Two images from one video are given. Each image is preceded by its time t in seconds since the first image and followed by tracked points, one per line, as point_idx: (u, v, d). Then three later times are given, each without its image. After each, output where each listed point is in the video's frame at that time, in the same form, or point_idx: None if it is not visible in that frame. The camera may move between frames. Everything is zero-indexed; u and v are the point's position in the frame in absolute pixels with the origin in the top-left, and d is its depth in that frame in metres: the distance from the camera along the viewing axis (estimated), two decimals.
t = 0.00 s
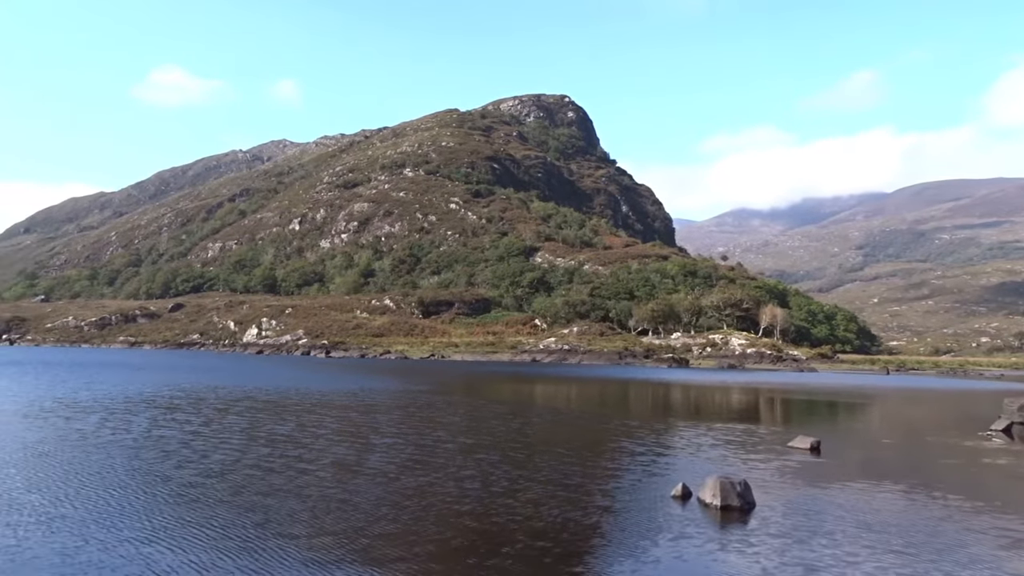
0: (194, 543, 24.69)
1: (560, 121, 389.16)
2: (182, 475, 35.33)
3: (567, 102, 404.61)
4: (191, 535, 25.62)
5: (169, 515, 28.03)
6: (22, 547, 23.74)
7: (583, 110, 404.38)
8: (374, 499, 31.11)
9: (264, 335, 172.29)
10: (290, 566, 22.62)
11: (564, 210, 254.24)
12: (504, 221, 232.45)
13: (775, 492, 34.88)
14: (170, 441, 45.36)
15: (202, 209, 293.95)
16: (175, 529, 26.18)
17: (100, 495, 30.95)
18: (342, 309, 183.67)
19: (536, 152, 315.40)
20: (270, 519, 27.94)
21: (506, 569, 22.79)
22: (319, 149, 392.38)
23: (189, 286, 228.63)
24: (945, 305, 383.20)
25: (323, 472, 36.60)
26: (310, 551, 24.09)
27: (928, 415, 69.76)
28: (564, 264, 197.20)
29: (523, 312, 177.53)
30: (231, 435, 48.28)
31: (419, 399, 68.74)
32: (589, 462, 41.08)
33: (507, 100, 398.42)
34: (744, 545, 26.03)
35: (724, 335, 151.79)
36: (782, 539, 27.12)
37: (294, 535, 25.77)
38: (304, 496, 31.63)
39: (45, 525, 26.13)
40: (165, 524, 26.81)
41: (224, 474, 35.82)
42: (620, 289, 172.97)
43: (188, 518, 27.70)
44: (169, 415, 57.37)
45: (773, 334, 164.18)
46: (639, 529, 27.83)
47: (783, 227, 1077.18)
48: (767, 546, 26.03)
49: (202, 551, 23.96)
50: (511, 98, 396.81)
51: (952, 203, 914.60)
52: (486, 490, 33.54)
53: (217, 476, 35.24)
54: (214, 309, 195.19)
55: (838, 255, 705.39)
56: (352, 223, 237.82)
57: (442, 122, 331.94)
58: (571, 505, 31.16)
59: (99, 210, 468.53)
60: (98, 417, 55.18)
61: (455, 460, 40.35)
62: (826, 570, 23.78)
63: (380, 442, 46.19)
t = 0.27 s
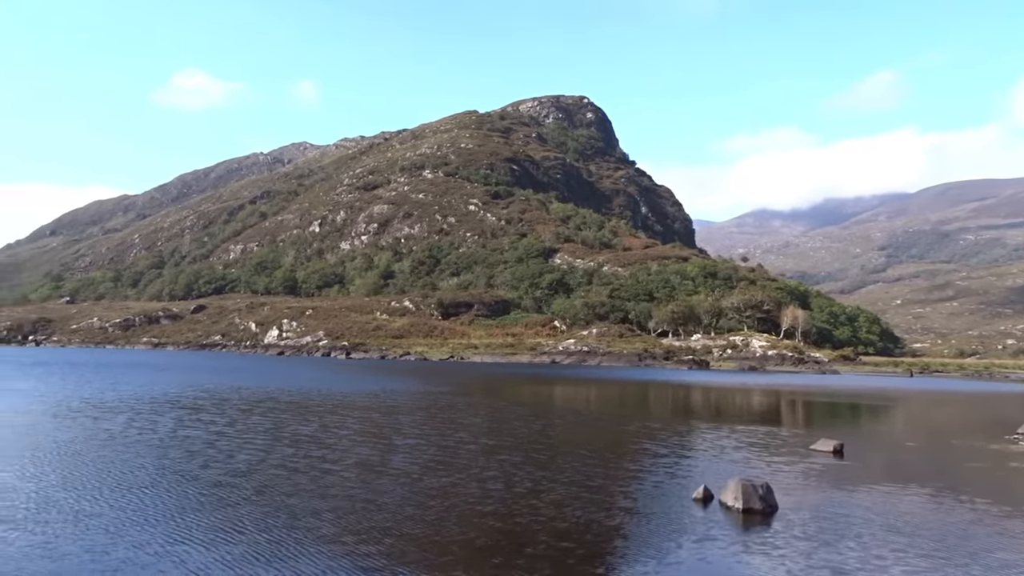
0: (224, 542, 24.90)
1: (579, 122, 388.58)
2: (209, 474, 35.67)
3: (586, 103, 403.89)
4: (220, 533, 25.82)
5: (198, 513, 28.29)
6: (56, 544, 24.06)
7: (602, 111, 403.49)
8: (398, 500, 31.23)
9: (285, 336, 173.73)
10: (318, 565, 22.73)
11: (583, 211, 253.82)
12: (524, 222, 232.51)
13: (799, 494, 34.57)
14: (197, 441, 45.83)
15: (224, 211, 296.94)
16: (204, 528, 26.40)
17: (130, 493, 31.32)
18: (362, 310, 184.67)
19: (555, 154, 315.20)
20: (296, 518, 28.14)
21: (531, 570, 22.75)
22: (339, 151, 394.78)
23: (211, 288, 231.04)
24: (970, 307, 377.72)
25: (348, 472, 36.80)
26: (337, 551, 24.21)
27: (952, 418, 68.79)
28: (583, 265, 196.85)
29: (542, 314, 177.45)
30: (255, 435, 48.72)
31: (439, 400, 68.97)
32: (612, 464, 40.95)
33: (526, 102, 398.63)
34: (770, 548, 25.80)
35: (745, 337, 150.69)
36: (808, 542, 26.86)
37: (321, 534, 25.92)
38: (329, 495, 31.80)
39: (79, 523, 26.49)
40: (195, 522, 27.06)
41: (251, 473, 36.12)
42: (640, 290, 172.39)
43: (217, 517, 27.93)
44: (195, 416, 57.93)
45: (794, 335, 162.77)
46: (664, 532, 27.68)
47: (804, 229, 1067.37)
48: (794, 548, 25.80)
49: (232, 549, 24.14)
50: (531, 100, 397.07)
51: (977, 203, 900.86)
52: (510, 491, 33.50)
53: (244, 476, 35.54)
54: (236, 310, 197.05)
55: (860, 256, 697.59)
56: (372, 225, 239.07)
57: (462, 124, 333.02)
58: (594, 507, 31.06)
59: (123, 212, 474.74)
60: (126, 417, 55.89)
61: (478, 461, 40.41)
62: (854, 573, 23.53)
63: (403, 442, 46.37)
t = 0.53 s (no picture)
0: (273, 540, 25.36)
1: (616, 123, 386.84)
2: (257, 474, 36.34)
3: (623, 104, 402.01)
4: (269, 532, 26.31)
5: (248, 512, 28.89)
6: (113, 540, 24.78)
7: (640, 112, 401.17)
8: (440, 501, 31.44)
9: (325, 338, 176.21)
10: (366, 564, 23.02)
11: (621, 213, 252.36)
12: (561, 224, 232.11)
13: (847, 498, 33.90)
14: (244, 441, 46.72)
15: (265, 215, 302.24)
16: (254, 526, 26.92)
17: (181, 491, 32.07)
18: (401, 312, 186.26)
19: (592, 155, 314.25)
20: (343, 517, 28.52)
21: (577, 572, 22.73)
22: (377, 155, 399.02)
23: (253, 291, 235.21)
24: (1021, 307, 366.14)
25: (393, 473, 37.17)
26: (383, 550, 24.50)
27: (1004, 421, 66.74)
28: (621, 267, 195.69)
29: (580, 316, 176.89)
30: (300, 436, 49.51)
31: (478, 402, 69.25)
32: (654, 466, 40.70)
33: (563, 103, 398.27)
34: (819, 552, 25.36)
35: (786, 338, 148.28)
36: (858, 547, 26.35)
37: (367, 534, 26.25)
38: (374, 496, 32.18)
39: (134, 520, 27.26)
40: (245, 521, 27.63)
41: (297, 474, 36.71)
42: (679, 292, 170.91)
43: (266, 515, 28.46)
44: (241, 417, 59.07)
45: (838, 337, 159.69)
46: (709, 535, 27.42)
47: (846, 228, 1046.23)
48: (843, 553, 25.35)
49: (281, 547, 24.59)
50: (568, 101, 396.56)
51: None
52: (553, 493, 33.51)
53: (290, 476, 36.13)
54: (277, 313, 200.34)
55: (904, 256, 681.54)
56: (410, 228, 241.09)
57: (499, 127, 333.98)
58: (639, 509, 30.87)
59: (168, 217, 486.23)
60: (175, 417, 57.24)
61: (520, 463, 40.49)
62: None
63: (445, 444, 46.68)
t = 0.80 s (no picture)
0: (323, 539, 25.72)
1: (659, 124, 383.84)
2: (307, 474, 36.95)
3: (666, 104, 398.96)
4: (319, 531, 26.70)
5: (302, 511, 29.46)
6: (172, 537, 25.46)
7: (683, 112, 397.54)
8: (489, 501, 31.63)
9: (370, 340, 178.37)
10: (415, 563, 23.24)
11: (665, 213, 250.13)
12: (604, 225, 231.10)
13: (903, 502, 33.09)
14: (295, 442, 47.58)
15: (311, 219, 307.56)
16: (304, 525, 27.35)
17: (235, 491, 32.80)
18: (444, 314, 187.65)
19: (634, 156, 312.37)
20: (392, 517, 28.86)
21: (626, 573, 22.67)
22: (419, 159, 402.72)
23: (300, 294, 239.32)
24: None
25: (441, 474, 37.50)
26: (429, 549, 24.76)
27: None
28: (665, 268, 193.97)
29: (623, 317, 175.85)
30: (349, 437, 50.24)
31: (522, 404, 69.40)
32: (702, 468, 40.30)
33: (605, 104, 396.85)
34: (873, 556, 24.82)
35: (835, 340, 145.20)
36: (914, 551, 25.71)
37: (414, 533, 26.51)
38: (422, 496, 32.49)
39: (189, 519, 27.91)
40: (297, 519, 28.15)
41: (347, 474, 37.20)
42: (724, 292, 168.74)
43: (316, 515, 28.90)
44: (291, 418, 60.21)
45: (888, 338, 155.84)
46: (760, 537, 27.04)
47: (896, 227, 1020.19)
48: (900, 557, 24.75)
49: (333, 546, 24.97)
50: (610, 102, 394.99)
51: None
52: (601, 494, 33.44)
53: (340, 476, 36.60)
54: (323, 316, 203.60)
55: (958, 254, 661.49)
56: (453, 230, 242.82)
57: (541, 129, 334.33)
58: (688, 511, 30.60)
59: (217, 222, 498.13)
60: (227, 418, 58.59)
61: (567, 464, 40.49)
62: None
63: (492, 445, 46.93)
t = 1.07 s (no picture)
0: (366, 539, 26.05)
1: (695, 123, 380.52)
2: (350, 475, 37.45)
3: (703, 103, 395.39)
4: (362, 531, 27.06)
5: (346, 511, 29.91)
6: (220, 536, 26.02)
7: (719, 111, 393.62)
8: (530, 502, 31.72)
9: (407, 342, 179.73)
10: (458, 564, 23.39)
11: (702, 213, 247.68)
12: (640, 226, 229.73)
13: (951, 506, 32.34)
14: (337, 443, 48.25)
15: (348, 223, 311.33)
16: (348, 525, 27.74)
17: (280, 491, 33.43)
18: (480, 316, 188.36)
19: (671, 156, 310.11)
20: (434, 518, 29.11)
21: None
22: (455, 161, 404.96)
23: (338, 297, 242.15)
24: None
25: (481, 475, 37.71)
26: (471, 550, 24.93)
27: None
28: (703, 268, 192.09)
29: (661, 318, 174.56)
30: (390, 438, 50.75)
31: (559, 405, 69.37)
32: (744, 470, 39.87)
33: (641, 104, 394.80)
34: (922, 561, 24.32)
35: (877, 340, 142.35)
36: (965, 555, 25.11)
37: (456, 534, 26.70)
38: (464, 498, 32.72)
39: (236, 518, 28.48)
40: (341, 520, 28.55)
41: (388, 475, 37.60)
42: (762, 293, 166.58)
43: (360, 515, 29.28)
44: (332, 419, 61.05)
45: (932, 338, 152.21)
46: (804, 540, 26.67)
47: (939, 225, 995.76)
48: (950, 562, 24.21)
49: (376, 546, 25.28)
50: (645, 102, 392.82)
51: None
52: (642, 496, 33.28)
53: (382, 477, 37.01)
54: (361, 318, 205.84)
55: (1005, 253, 642.82)
56: (489, 232, 243.71)
57: (576, 130, 333.85)
58: (731, 514, 30.27)
59: (256, 226, 506.82)
60: (270, 420, 59.69)
61: (607, 466, 40.39)
62: None
63: (532, 447, 47.01)
